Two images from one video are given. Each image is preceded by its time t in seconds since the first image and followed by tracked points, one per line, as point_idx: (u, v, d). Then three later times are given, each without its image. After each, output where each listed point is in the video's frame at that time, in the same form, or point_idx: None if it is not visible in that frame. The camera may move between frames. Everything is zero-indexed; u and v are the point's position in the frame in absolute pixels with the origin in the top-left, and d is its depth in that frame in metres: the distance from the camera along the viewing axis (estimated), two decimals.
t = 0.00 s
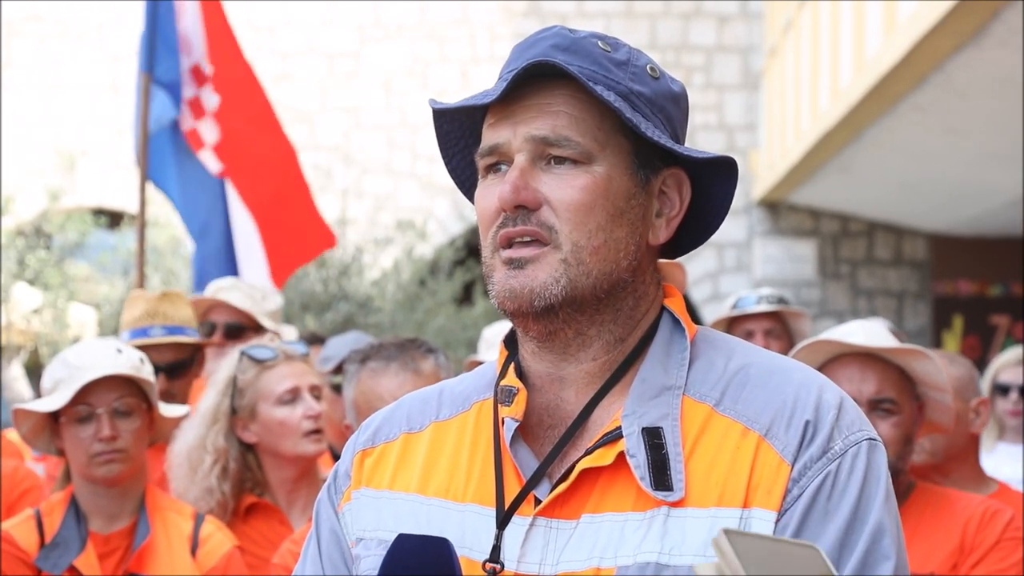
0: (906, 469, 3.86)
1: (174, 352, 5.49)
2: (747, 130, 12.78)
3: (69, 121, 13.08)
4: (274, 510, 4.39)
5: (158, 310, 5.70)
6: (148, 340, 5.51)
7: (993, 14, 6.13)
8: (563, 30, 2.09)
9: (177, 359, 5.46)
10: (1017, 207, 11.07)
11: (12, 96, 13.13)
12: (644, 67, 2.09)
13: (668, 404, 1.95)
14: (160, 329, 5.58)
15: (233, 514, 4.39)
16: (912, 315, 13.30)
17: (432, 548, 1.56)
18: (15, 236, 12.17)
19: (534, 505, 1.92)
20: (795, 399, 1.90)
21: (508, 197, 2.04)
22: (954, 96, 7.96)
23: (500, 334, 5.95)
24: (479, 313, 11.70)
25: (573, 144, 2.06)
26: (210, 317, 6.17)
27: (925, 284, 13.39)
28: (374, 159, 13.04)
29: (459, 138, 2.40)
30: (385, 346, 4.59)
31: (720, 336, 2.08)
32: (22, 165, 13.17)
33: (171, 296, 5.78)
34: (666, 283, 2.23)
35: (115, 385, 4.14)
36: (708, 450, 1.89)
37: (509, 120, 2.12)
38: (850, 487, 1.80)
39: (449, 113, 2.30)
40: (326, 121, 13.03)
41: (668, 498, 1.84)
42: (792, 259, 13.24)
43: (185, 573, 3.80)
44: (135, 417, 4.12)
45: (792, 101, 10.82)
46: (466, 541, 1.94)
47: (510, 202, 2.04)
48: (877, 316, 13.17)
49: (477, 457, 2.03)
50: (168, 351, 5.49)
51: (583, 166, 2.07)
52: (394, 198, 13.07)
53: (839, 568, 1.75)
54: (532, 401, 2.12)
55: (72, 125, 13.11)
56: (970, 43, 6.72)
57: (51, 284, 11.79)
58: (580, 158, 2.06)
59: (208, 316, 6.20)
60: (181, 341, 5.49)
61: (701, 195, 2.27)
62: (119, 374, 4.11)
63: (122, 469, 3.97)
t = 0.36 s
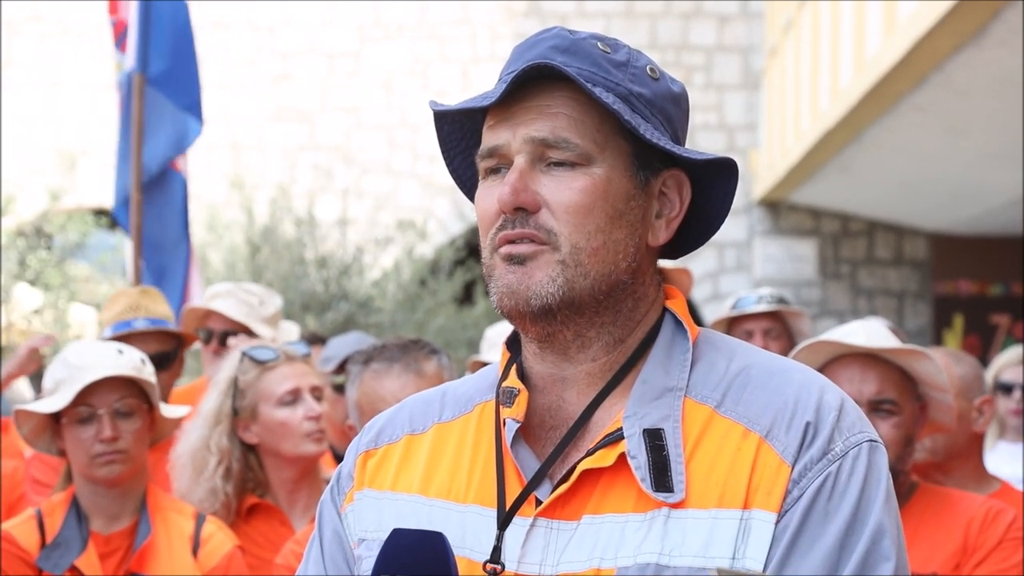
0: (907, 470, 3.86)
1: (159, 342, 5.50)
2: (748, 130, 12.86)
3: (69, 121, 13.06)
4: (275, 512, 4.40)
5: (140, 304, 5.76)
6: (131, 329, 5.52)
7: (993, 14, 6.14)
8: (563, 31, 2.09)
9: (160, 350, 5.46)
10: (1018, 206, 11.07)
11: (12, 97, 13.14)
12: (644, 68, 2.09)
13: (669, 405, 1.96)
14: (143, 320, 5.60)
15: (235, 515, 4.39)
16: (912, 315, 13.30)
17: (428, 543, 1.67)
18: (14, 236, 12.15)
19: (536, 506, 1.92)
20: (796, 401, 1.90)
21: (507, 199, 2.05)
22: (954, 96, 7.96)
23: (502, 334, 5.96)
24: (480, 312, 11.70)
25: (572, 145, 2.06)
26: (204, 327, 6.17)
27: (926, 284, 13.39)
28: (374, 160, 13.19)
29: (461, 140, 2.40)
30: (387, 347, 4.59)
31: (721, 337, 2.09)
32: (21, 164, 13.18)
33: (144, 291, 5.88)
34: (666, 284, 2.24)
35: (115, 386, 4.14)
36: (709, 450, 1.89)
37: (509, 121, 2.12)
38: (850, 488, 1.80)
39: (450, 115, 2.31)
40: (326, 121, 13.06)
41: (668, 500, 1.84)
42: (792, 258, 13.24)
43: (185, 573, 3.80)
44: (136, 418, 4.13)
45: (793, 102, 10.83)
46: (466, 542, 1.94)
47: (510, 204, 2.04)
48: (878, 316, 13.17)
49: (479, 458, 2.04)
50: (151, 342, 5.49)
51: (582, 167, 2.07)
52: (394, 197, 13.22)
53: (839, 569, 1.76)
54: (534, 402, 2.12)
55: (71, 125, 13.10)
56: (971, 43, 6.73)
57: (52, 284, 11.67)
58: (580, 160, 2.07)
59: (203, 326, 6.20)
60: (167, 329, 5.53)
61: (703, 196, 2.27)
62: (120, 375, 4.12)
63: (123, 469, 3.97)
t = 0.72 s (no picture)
0: (915, 470, 3.86)
1: (160, 337, 5.46)
2: (751, 130, 12.85)
3: (72, 127, 13.07)
4: (285, 517, 4.40)
5: (138, 304, 5.77)
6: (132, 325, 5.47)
7: (996, 13, 6.14)
8: (563, 33, 2.09)
9: (162, 346, 5.43)
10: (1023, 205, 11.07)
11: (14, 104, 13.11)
12: (645, 70, 2.10)
13: (674, 408, 1.96)
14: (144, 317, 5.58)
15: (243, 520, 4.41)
16: (919, 314, 13.26)
17: (432, 545, 1.68)
18: (20, 244, 12.27)
19: (541, 511, 1.93)
20: (800, 401, 1.91)
21: (511, 203, 2.05)
22: (958, 94, 7.95)
23: (509, 337, 5.96)
24: (485, 315, 11.71)
25: (576, 148, 2.07)
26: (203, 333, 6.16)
27: (932, 283, 13.37)
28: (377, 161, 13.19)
29: (461, 144, 2.41)
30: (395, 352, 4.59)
31: (724, 339, 2.09)
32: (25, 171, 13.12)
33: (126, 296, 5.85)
34: (669, 285, 2.24)
35: (122, 393, 4.14)
36: (715, 452, 1.90)
37: (511, 125, 2.13)
38: (856, 489, 1.80)
39: (451, 119, 2.31)
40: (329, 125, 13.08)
41: (675, 503, 1.85)
42: (797, 258, 13.24)
43: None
44: (144, 425, 4.13)
45: (796, 101, 10.84)
46: (473, 547, 1.95)
47: (513, 208, 2.05)
48: (884, 315, 13.17)
49: (485, 463, 2.04)
50: (153, 338, 5.45)
51: (586, 170, 2.08)
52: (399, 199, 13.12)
53: (846, 571, 1.76)
54: (539, 406, 2.13)
55: (74, 131, 13.11)
56: (974, 42, 6.73)
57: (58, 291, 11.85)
58: (583, 163, 2.07)
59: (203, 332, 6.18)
60: (169, 324, 5.49)
61: (704, 197, 2.28)
62: (127, 381, 4.12)
63: (130, 476, 3.98)
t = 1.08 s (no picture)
0: (920, 472, 3.86)
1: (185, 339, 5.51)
2: (752, 134, 12.80)
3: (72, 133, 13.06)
4: (290, 521, 4.41)
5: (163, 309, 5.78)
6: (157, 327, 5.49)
7: (997, 14, 6.15)
8: (561, 37, 2.10)
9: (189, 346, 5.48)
10: None
11: (15, 111, 13.13)
12: (644, 73, 2.10)
13: (674, 412, 1.96)
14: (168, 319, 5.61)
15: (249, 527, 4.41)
16: (920, 316, 13.26)
17: (434, 551, 1.68)
18: (21, 249, 12.21)
19: (543, 517, 1.92)
20: (800, 405, 1.91)
21: (511, 207, 2.05)
22: (959, 96, 7.96)
23: (509, 342, 5.97)
24: (487, 320, 11.72)
25: (575, 151, 2.07)
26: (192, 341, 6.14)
27: (934, 285, 13.34)
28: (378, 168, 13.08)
29: (459, 149, 2.41)
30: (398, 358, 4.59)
31: (724, 343, 2.09)
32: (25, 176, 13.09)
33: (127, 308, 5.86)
34: (668, 290, 2.24)
35: (125, 399, 4.15)
36: (715, 456, 1.89)
37: (511, 129, 2.13)
38: (856, 492, 1.81)
39: (448, 124, 2.31)
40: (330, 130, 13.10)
41: (676, 508, 1.84)
42: (798, 261, 13.28)
43: None
44: (145, 431, 4.13)
45: (797, 104, 10.86)
46: (474, 554, 1.95)
47: (513, 212, 2.05)
48: (885, 318, 13.17)
49: (485, 469, 2.04)
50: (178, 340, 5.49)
51: (585, 173, 2.08)
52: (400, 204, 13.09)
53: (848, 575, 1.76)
54: (539, 411, 2.13)
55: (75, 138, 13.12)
56: (975, 43, 6.73)
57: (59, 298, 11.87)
58: (582, 166, 2.07)
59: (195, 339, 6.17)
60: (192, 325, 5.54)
61: (704, 201, 2.28)
62: (129, 388, 4.12)
63: (132, 483, 3.98)
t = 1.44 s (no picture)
0: (921, 476, 3.86)
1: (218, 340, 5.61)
2: (753, 137, 13.09)
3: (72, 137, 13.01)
4: (296, 526, 4.39)
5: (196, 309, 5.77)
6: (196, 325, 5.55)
7: (997, 18, 6.16)
8: (561, 43, 2.11)
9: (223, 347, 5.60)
10: None
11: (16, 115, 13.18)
12: (643, 78, 2.11)
13: (675, 417, 1.96)
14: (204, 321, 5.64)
15: (254, 530, 4.45)
16: (921, 320, 13.25)
17: (438, 552, 1.73)
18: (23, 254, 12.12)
19: (544, 521, 1.93)
20: (801, 410, 1.92)
21: (514, 213, 2.05)
22: (960, 100, 7.97)
23: (510, 345, 5.98)
24: (488, 323, 11.74)
25: (576, 157, 2.07)
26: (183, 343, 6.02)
27: (934, 288, 13.34)
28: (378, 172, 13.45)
29: (458, 154, 2.41)
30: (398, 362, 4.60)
31: (724, 347, 2.10)
32: (25, 180, 13.20)
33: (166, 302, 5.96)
34: (669, 293, 2.25)
35: (126, 403, 4.16)
36: (717, 461, 1.90)
37: (512, 136, 2.13)
38: (858, 498, 1.82)
39: (448, 129, 2.32)
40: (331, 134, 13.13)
41: (677, 512, 1.85)
42: (799, 264, 13.28)
43: None
44: (147, 434, 4.13)
45: (798, 107, 10.87)
46: (476, 557, 1.95)
47: (516, 218, 2.05)
48: (886, 322, 13.18)
49: (486, 473, 2.05)
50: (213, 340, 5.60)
51: (587, 179, 2.08)
52: (401, 208, 13.56)
53: None
54: (541, 415, 2.13)
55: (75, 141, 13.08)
56: (975, 47, 6.74)
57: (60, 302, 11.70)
58: (584, 172, 2.08)
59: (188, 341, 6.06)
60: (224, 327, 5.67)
61: (703, 206, 2.29)
62: (132, 392, 4.13)
63: (134, 486, 3.98)
